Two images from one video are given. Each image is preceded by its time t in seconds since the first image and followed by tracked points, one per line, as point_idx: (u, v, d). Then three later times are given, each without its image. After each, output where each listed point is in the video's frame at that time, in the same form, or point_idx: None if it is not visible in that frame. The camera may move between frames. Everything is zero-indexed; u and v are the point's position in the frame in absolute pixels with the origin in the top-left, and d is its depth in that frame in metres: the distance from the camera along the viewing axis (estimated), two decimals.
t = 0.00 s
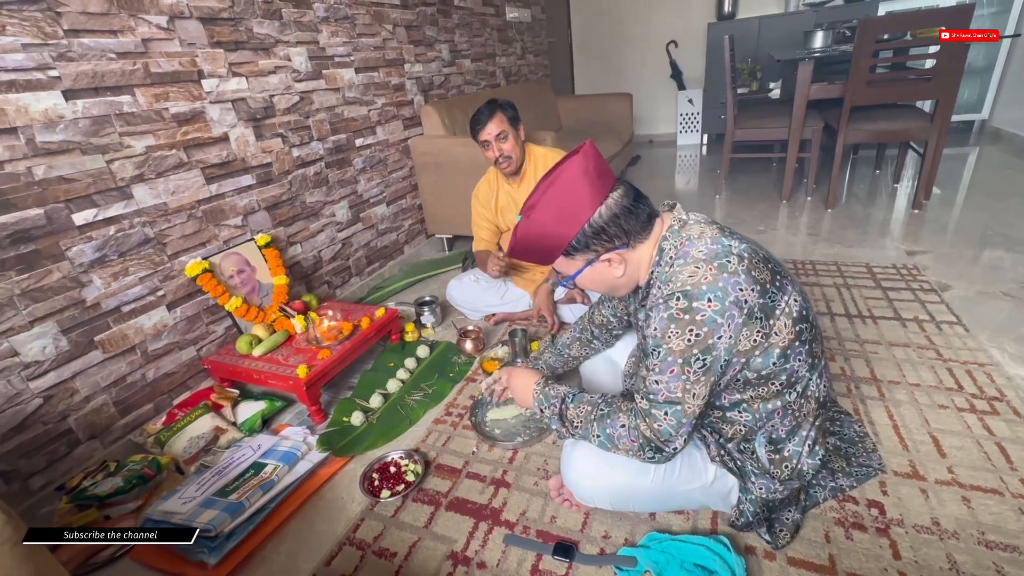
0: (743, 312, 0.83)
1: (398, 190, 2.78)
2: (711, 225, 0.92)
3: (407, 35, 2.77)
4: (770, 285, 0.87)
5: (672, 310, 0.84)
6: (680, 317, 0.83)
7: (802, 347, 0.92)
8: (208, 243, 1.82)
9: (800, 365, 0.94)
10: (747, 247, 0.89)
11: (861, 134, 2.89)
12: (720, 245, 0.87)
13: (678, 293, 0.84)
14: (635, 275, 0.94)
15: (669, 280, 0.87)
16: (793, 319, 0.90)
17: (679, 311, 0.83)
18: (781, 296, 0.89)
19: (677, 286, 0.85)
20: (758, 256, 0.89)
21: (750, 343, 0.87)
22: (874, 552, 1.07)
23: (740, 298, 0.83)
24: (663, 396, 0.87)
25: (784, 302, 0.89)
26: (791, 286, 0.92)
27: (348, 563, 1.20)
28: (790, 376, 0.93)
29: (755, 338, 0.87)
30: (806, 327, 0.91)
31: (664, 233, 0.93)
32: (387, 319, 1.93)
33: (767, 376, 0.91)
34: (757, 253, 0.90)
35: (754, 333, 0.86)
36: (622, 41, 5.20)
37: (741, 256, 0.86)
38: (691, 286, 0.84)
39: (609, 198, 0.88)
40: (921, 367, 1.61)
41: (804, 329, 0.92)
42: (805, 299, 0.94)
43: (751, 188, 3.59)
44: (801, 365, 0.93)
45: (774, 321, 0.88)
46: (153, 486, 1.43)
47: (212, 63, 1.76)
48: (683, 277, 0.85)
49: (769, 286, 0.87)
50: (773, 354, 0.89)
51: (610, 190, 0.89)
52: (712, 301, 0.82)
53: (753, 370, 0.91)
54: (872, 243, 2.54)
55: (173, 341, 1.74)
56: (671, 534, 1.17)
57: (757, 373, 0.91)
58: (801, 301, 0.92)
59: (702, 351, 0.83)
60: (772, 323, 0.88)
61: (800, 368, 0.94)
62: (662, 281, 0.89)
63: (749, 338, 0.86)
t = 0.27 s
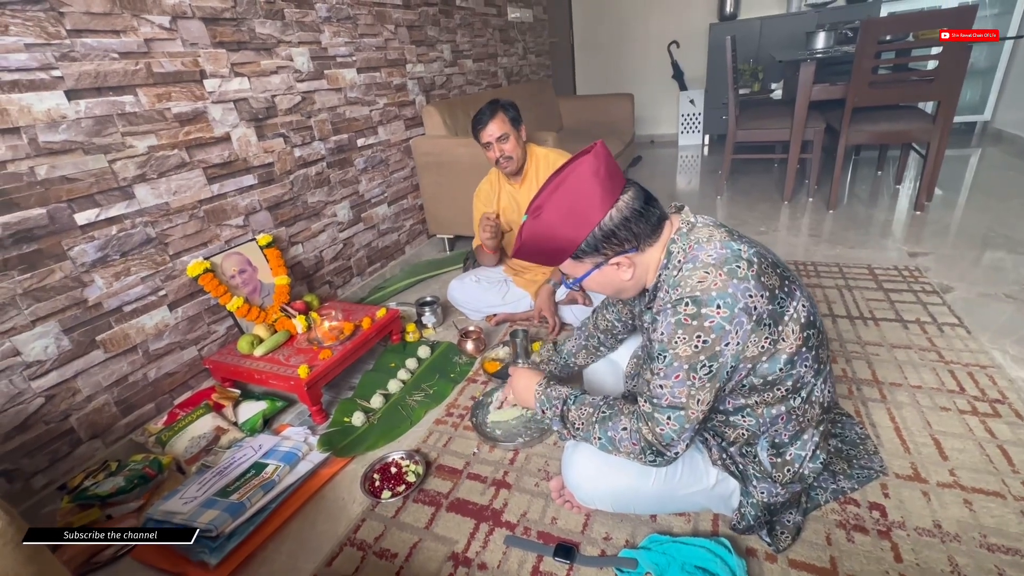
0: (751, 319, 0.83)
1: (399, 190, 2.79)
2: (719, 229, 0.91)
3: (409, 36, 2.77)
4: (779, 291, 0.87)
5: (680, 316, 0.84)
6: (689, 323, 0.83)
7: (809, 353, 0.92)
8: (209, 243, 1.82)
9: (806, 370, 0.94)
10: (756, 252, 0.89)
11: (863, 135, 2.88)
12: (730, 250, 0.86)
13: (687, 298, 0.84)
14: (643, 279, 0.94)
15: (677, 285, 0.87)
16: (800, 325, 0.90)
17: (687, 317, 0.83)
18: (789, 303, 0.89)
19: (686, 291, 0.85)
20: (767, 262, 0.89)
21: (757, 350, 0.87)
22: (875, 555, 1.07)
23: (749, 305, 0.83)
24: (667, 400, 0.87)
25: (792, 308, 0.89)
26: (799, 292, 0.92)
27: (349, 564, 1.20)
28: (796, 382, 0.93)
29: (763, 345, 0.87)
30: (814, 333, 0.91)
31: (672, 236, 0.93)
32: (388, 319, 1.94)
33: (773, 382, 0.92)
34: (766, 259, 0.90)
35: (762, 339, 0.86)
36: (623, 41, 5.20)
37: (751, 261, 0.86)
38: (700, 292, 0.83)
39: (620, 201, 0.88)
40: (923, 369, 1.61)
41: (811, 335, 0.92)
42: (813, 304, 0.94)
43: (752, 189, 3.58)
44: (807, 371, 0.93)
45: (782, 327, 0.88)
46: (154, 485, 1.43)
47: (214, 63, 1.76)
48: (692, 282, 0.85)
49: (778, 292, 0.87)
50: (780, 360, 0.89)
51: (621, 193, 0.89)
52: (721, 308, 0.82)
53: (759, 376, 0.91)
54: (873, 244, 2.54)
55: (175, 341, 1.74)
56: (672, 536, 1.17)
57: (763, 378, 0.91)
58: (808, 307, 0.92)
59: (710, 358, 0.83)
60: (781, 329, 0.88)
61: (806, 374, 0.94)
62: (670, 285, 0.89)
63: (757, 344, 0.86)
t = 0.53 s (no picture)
0: (753, 322, 0.82)
1: (396, 187, 2.77)
2: (720, 229, 0.90)
3: (407, 31, 2.75)
4: (781, 293, 0.86)
5: (680, 318, 0.82)
6: (689, 326, 0.82)
7: (810, 356, 0.91)
8: (204, 240, 1.81)
9: (807, 373, 0.93)
10: (759, 253, 0.88)
11: (863, 133, 2.87)
12: (732, 251, 0.85)
13: (688, 300, 0.82)
14: (643, 279, 0.93)
15: (678, 286, 0.85)
16: (802, 328, 0.89)
17: (688, 319, 0.82)
18: (791, 305, 0.87)
19: (687, 293, 0.83)
20: (769, 263, 0.88)
21: (758, 353, 0.86)
22: (874, 556, 1.06)
23: (750, 308, 0.82)
24: (666, 403, 0.86)
25: (795, 311, 0.88)
26: (802, 294, 0.91)
27: (344, 564, 1.19)
28: (796, 384, 0.92)
29: (764, 348, 0.86)
30: (815, 336, 0.90)
31: (674, 235, 0.91)
32: (385, 317, 1.92)
33: (774, 384, 0.91)
34: (768, 260, 0.88)
35: (764, 342, 0.85)
36: (623, 38, 5.17)
37: (753, 263, 0.84)
38: (701, 294, 0.82)
39: (621, 199, 0.86)
40: (922, 368, 1.60)
41: (813, 337, 0.91)
42: (815, 306, 0.93)
43: (751, 187, 3.57)
44: (808, 373, 0.92)
45: (784, 330, 0.87)
46: (148, 484, 1.42)
47: (208, 58, 1.74)
48: (694, 284, 0.83)
49: (780, 295, 0.86)
50: (781, 363, 0.88)
51: (622, 190, 0.88)
52: (723, 311, 0.81)
53: (759, 378, 0.90)
54: (873, 242, 2.52)
55: (169, 339, 1.73)
56: (669, 536, 1.16)
57: (764, 381, 0.90)
58: (810, 309, 0.91)
59: (710, 361, 0.82)
60: (782, 332, 0.87)
61: (807, 376, 0.93)
62: (670, 286, 0.88)
63: (758, 347, 0.85)
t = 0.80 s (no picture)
0: (761, 319, 0.82)
1: (398, 185, 2.77)
2: (727, 225, 0.90)
3: (409, 29, 2.75)
4: (788, 289, 0.86)
5: (688, 315, 0.82)
6: (697, 323, 0.81)
7: (816, 353, 0.91)
8: (207, 238, 1.81)
9: (813, 369, 0.93)
10: (765, 249, 0.88)
11: (866, 131, 2.86)
12: (739, 248, 0.85)
13: (696, 298, 0.82)
14: (650, 276, 0.93)
15: (685, 283, 0.85)
16: (809, 324, 0.88)
17: (695, 316, 0.82)
18: (798, 301, 0.87)
19: (694, 289, 0.83)
20: (775, 259, 0.88)
21: (766, 349, 0.86)
22: (879, 554, 1.06)
23: (758, 304, 0.82)
24: (673, 401, 0.86)
25: (801, 307, 0.88)
26: (808, 290, 0.90)
27: (348, 561, 1.19)
28: (803, 381, 0.92)
29: (771, 344, 0.85)
30: (821, 332, 0.90)
31: (680, 231, 0.91)
32: (388, 315, 1.92)
33: (780, 381, 0.90)
34: (775, 256, 0.88)
35: (771, 338, 0.85)
36: (625, 36, 5.16)
37: (760, 259, 0.84)
38: (709, 291, 0.82)
39: (629, 195, 0.86)
40: (926, 367, 1.60)
41: (819, 334, 0.91)
42: (821, 303, 0.93)
43: (754, 186, 3.56)
44: (815, 370, 0.92)
45: (791, 326, 0.86)
46: (151, 482, 1.42)
47: (211, 56, 1.74)
48: (701, 281, 0.83)
49: (787, 291, 0.86)
50: (788, 360, 0.88)
51: (630, 186, 0.87)
52: (731, 308, 0.80)
53: (766, 375, 0.90)
54: (875, 241, 2.52)
55: (172, 337, 1.73)
56: (673, 534, 1.16)
57: (771, 377, 0.90)
58: (817, 305, 0.91)
59: (718, 358, 0.82)
60: (789, 328, 0.87)
61: (813, 373, 0.93)
62: (677, 283, 0.87)
63: (765, 344, 0.85)
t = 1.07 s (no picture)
0: (755, 312, 0.82)
1: (398, 183, 2.76)
2: (722, 220, 0.90)
3: (409, 27, 2.74)
4: (783, 283, 0.86)
5: (682, 309, 0.82)
6: (691, 316, 0.81)
7: (813, 347, 0.90)
8: (206, 235, 1.80)
9: (811, 365, 0.92)
10: (760, 243, 0.87)
11: (867, 129, 2.86)
12: (733, 242, 0.85)
13: (690, 291, 0.82)
14: (646, 271, 0.93)
15: (680, 278, 0.85)
16: (805, 319, 0.88)
17: (690, 310, 0.81)
18: (794, 295, 0.87)
19: (689, 284, 0.83)
20: (771, 253, 0.87)
21: (761, 343, 0.85)
22: (879, 552, 1.06)
23: (753, 297, 0.81)
24: (669, 395, 0.85)
25: (797, 301, 0.87)
26: (804, 284, 0.90)
27: (347, 559, 1.19)
28: (800, 376, 0.92)
29: (766, 338, 0.85)
30: (818, 327, 0.89)
31: (676, 227, 0.91)
32: (387, 313, 1.92)
33: (777, 376, 0.90)
34: (770, 250, 0.88)
35: (766, 332, 0.85)
36: (625, 34, 5.15)
37: (755, 252, 0.84)
38: (703, 284, 0.82)
39: (627, 189, 0.86)
40: (926, 365, 1.60)
41: (816, 328, 0.90)
42: (818, 298, 0.92)
43: (754, 184, 3.56)
44: (812, 365, 0.92)
45: (786, 320, 0.86)
46: (150, 479, 1.42)
47: (210, 53, 1.73)
48: (695, 275, 0.83)
49: (782, 285, 0.85)
50: (784, 354, 0.88)
51: (628, 181, 0.87)
52: (725, 301, 0.80)
53: (762, 370, 0.89)
54: (876, 239, 2.52)
55: (172, 334, 1.73)
56: (672, 532, 1.16)
57: (767, 372, 0.89)
58: (814, 300, 0.90)
59: (712, 351, 0.82)
60: (785, 322, 0.86)
61: (811, 368, 0.92)
62: (673, 278, 0.87)
63: (760, 337, 0.85)
